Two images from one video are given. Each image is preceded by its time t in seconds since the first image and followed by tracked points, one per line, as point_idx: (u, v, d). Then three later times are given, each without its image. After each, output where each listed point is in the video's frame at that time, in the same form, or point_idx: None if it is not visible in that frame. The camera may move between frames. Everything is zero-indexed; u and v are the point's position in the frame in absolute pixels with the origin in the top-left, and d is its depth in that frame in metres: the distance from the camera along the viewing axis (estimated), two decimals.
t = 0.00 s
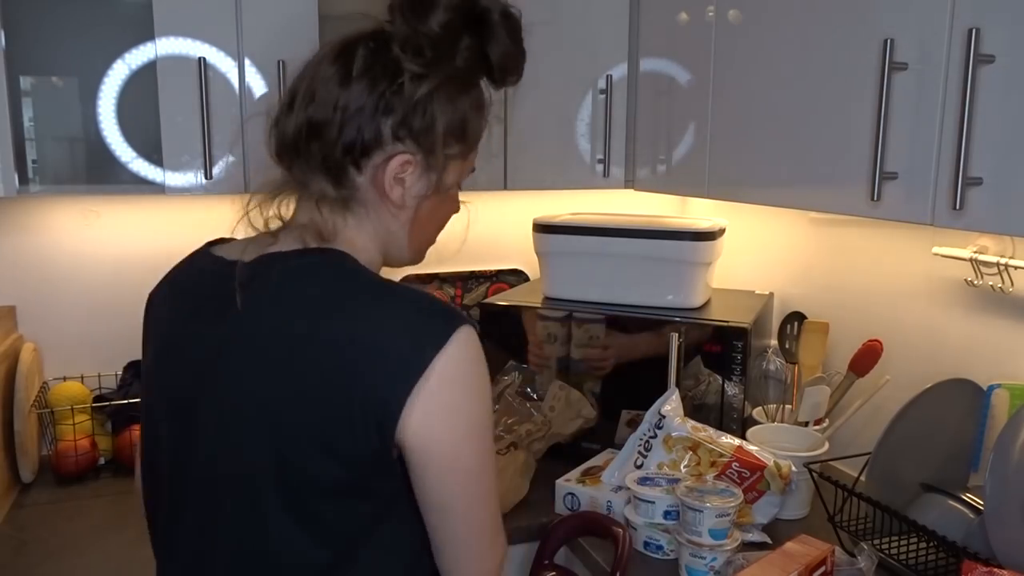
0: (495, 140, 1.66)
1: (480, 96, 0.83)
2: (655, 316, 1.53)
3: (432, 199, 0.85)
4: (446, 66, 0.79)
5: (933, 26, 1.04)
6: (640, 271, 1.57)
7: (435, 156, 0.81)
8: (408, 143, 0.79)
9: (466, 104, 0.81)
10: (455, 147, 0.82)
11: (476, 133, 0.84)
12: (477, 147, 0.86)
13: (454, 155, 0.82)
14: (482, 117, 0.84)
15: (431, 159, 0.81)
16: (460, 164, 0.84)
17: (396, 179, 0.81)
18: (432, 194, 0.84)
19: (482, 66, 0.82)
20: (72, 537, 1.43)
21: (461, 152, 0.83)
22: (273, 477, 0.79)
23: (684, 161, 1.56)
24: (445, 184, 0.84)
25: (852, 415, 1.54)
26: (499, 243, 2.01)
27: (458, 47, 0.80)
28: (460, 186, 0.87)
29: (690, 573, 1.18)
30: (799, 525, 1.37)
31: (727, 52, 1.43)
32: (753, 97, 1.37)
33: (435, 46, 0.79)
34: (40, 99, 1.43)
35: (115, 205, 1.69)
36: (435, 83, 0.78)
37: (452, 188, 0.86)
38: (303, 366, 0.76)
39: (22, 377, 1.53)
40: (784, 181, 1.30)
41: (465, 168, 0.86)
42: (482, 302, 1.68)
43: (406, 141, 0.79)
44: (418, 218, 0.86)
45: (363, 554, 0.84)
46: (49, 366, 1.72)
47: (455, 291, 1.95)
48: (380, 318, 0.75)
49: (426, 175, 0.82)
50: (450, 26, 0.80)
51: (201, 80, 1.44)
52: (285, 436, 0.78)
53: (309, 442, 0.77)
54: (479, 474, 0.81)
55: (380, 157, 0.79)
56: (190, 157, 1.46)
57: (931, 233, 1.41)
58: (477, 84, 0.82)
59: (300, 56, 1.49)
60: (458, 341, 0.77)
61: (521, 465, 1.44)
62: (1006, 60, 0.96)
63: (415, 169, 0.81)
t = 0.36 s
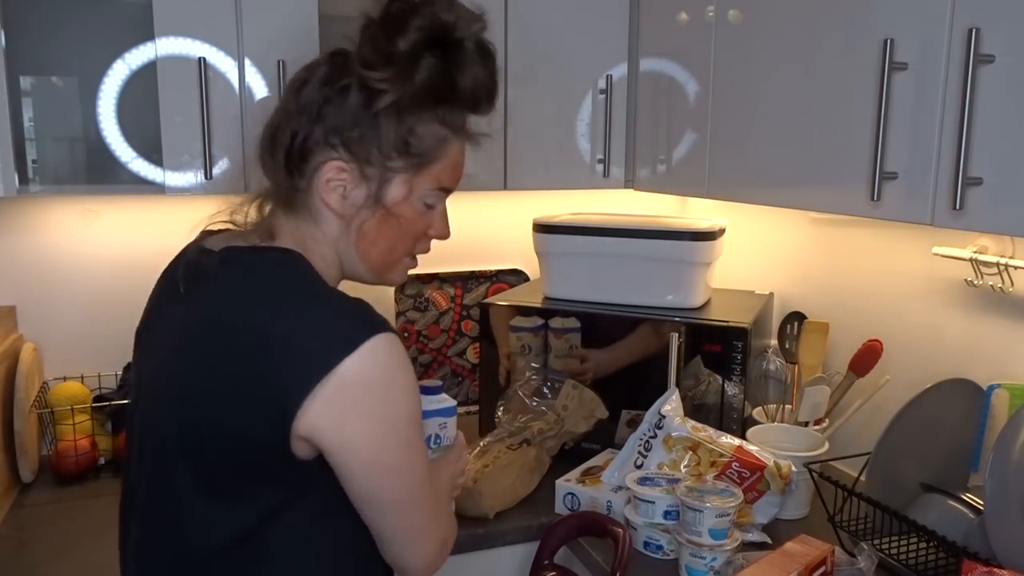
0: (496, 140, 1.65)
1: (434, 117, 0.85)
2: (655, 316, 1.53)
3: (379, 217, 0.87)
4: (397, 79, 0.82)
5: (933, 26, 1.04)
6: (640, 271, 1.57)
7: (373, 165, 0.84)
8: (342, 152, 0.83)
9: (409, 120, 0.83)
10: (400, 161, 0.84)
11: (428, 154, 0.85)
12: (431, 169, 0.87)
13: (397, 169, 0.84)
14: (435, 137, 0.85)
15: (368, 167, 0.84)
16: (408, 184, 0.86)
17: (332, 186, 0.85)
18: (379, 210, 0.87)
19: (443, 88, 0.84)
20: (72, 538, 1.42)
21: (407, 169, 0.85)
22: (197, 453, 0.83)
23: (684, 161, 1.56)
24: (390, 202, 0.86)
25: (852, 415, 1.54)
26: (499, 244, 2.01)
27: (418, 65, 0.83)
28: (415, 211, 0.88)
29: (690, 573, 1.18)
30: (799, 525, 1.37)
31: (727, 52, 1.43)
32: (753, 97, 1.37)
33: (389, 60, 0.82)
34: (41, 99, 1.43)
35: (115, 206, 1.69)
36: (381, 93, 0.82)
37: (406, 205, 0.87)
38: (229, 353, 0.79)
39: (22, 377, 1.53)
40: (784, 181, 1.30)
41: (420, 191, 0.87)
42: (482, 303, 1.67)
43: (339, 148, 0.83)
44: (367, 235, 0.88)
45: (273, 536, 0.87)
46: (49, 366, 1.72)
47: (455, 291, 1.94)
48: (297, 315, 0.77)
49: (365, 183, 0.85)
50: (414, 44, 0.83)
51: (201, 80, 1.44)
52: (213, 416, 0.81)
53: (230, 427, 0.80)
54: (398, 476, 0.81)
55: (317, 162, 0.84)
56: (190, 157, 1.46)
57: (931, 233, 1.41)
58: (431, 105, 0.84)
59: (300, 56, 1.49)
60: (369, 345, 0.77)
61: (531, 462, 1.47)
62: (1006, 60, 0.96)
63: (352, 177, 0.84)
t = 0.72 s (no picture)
0: (496, 140, 1.65)
1: (310, 61, 0.87)
2: (655, 316, 1.53)
3: (294, 177, 0.86)
4: (265, 39, 0.87)
5: (933, 26, 1.04)
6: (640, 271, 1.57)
7: (271, 130, 0.87)
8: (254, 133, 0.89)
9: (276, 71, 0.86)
10: (282, 115, 0.86)
11: (306, 97, 0.86)
12: (316, 109, 0.86)
13: (285, 123, 0.86)
14: (312, 79, 0.86)
15: (269, 134, 0.87)
16: (298, 133, 0.86)
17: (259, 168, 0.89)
18: (290, 169, 0.86)
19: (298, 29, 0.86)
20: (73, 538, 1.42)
21: (291, 118, 0.86)
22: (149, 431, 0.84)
23: (684, 161, 1.56)
24: (293, 156, 0.86)
25: (852, 415, 1.54)
26: (499, 244, 2.01)
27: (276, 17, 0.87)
28: (319, 156, 0.86)
29: (690, 573, 1.18)
30: (799, 525, 1.37)
31: (727, 53, 1.43)
32: (753, 97, 1.37)
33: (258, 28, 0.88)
34: (41, 99, 1.43)
35: (115, 207, 1.69)
36: (257, 59, 0.88)
37: (306, 156, 0.86)
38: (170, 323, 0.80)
39: (23, 376, 1.53)
40: (784, 182, 1.30)
41: (316, 134, 0.86)
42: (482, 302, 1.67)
43: (252, 130, 0.89)
44: (296, 204, 0.86)
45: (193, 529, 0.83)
46: (49, 366, 1.72)
47: (455, 291, 1.95)
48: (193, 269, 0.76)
49: (272, 151, 0.88)
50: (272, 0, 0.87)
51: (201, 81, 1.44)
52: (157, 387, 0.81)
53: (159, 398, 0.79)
54: (168, 473, 0.67)
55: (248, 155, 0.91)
56: (190, 158, 1.47)
57: (931, 233, 1.41)
58: (302, 51, 0.86)
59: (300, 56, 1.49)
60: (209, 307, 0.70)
61: (531, 462, 1.46)
62: (1006, 60, 0.96)
63: (264, 150, 0.88)
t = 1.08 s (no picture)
0: (496, 140, 1.65)
1: (270, 53, 0.88)
2: (656, 316, 1.53)
3: (264, 175, 0.87)
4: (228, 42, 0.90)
5: (933, 26, 1.04)
6: (640, 271, 1.58)
7: (251, 135, 0.89)
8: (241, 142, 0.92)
9: (244, 73, 0.89)
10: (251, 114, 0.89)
11: (265, 90, 0.88)
12: (274, 101, 0.88)
13: (257, 126, 0.88)
14: (270, 72, 0.88)
15: (250, 138, 0.90)
16: (264, 133, 0.88)
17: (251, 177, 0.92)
18: (260, 167, 0.88)
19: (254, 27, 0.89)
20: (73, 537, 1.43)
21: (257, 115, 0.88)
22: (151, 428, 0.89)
23: (684, 161, 1.56)
24: (261, 154, 0.88)
25: (852, 415, 1.54)
26: (499, 244, 2.01)
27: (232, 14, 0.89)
28: (281, 149, 0.87)
29: (690, 573, 1.19)
30: (799, 525, 1.37)
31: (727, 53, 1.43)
32: (753, 96, 1.37)
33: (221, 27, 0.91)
34: (41, 99, 1.43)
35: (116, 206, 1.69)
36: (230, 65, 0.90)
37: (271, 152, 0.87)
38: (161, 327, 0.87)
39: (23, 376, 1.54)
40: (784, 182, 1.30)
41: (276, 128, 0.87)
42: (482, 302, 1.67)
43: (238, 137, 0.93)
44: (272, 205, 0.88)
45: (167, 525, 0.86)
46: (49, 366, 1.72)
47: (455, 291, 1.95)
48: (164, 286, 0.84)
49: (253, 154, 0.90)
50: None
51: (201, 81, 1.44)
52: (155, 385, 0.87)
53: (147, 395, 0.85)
54: (76, 481, 0.74)
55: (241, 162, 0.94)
56: (190, 158, 1.47)
57: (931, 233, 1.41)
58: (258, 45, 0.89)
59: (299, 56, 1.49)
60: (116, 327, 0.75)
61: (531, 462, 1.47)
62: (1006, 60, 0.96)
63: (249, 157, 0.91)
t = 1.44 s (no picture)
0: (496, 140, 1.65)
1: (253, 62, 0.87)
2: (656, 316, 1.53)
3: (253, 187, 0.87)
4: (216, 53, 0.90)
5: (933, 26, 1.04)
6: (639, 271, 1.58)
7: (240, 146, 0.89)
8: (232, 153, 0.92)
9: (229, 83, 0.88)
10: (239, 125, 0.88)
11: (250, 100, 0.87)
12: (260, 112, 0.87)
13: (245, 137, 0.88)
14: (256, 82, 0.87)
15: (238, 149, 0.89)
16: (251, 145, 0.87)
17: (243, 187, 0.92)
18: (250, 177, 0.87)
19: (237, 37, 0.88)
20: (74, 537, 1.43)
21: (245, 127, 0.87)
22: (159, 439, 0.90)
23: (684, 161, 1.56)
24: (249, 164, 0.87)
25: (852, 415, 1.54)
26: (499, 244, 2.01)
27: (218, 26, 0.89)
28: (268, 160, 0.85)
29: (690, 573, 1.19)
30: (799, 525, 1.37)
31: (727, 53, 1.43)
32: (753, 96, 1.37)
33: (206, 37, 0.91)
34: (41, 99, 1.43)
35: (116, 206, 1.69)
36: (218, 76, 0.90)
37: (257, 164, 0.86)
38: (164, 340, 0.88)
39: (23, 376, 1.54)
40: (784, 182, 1.30)
41: (262, 138, 0.86)
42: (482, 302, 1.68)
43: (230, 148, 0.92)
44: (264, 217, 0.87)
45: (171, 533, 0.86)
46: (49, 366, 1.72)
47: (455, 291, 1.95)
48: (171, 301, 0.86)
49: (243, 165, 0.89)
50: None
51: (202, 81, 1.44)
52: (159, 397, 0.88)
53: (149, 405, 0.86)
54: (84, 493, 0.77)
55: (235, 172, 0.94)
56: (190, 157, 1.46)
57: (931, 233, 1.41)
58: (242, 56, 0.88)
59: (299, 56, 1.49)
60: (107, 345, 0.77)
61: (531, 462, 1.47)
62: (1006, 60, 0.96)
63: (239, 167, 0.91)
